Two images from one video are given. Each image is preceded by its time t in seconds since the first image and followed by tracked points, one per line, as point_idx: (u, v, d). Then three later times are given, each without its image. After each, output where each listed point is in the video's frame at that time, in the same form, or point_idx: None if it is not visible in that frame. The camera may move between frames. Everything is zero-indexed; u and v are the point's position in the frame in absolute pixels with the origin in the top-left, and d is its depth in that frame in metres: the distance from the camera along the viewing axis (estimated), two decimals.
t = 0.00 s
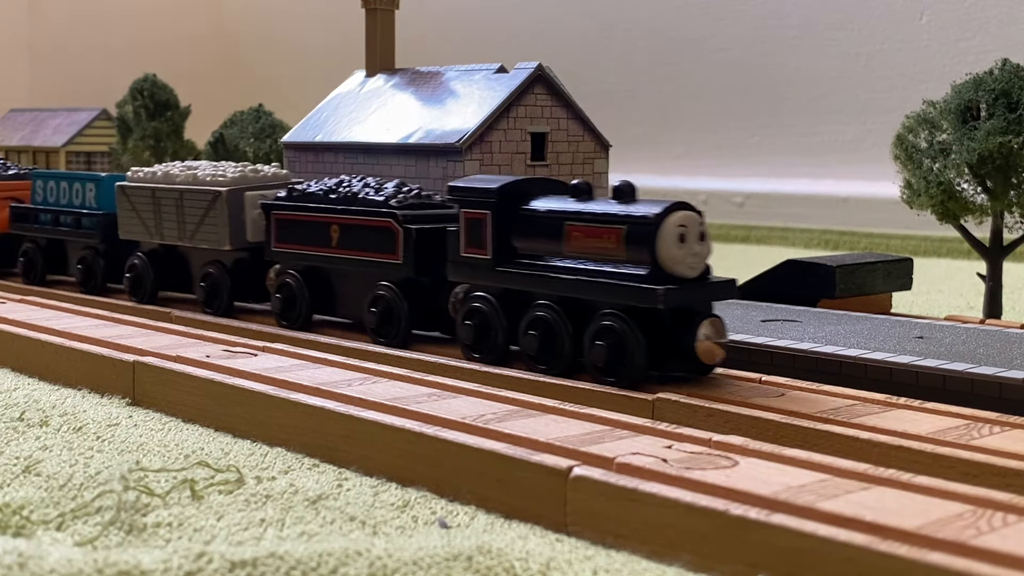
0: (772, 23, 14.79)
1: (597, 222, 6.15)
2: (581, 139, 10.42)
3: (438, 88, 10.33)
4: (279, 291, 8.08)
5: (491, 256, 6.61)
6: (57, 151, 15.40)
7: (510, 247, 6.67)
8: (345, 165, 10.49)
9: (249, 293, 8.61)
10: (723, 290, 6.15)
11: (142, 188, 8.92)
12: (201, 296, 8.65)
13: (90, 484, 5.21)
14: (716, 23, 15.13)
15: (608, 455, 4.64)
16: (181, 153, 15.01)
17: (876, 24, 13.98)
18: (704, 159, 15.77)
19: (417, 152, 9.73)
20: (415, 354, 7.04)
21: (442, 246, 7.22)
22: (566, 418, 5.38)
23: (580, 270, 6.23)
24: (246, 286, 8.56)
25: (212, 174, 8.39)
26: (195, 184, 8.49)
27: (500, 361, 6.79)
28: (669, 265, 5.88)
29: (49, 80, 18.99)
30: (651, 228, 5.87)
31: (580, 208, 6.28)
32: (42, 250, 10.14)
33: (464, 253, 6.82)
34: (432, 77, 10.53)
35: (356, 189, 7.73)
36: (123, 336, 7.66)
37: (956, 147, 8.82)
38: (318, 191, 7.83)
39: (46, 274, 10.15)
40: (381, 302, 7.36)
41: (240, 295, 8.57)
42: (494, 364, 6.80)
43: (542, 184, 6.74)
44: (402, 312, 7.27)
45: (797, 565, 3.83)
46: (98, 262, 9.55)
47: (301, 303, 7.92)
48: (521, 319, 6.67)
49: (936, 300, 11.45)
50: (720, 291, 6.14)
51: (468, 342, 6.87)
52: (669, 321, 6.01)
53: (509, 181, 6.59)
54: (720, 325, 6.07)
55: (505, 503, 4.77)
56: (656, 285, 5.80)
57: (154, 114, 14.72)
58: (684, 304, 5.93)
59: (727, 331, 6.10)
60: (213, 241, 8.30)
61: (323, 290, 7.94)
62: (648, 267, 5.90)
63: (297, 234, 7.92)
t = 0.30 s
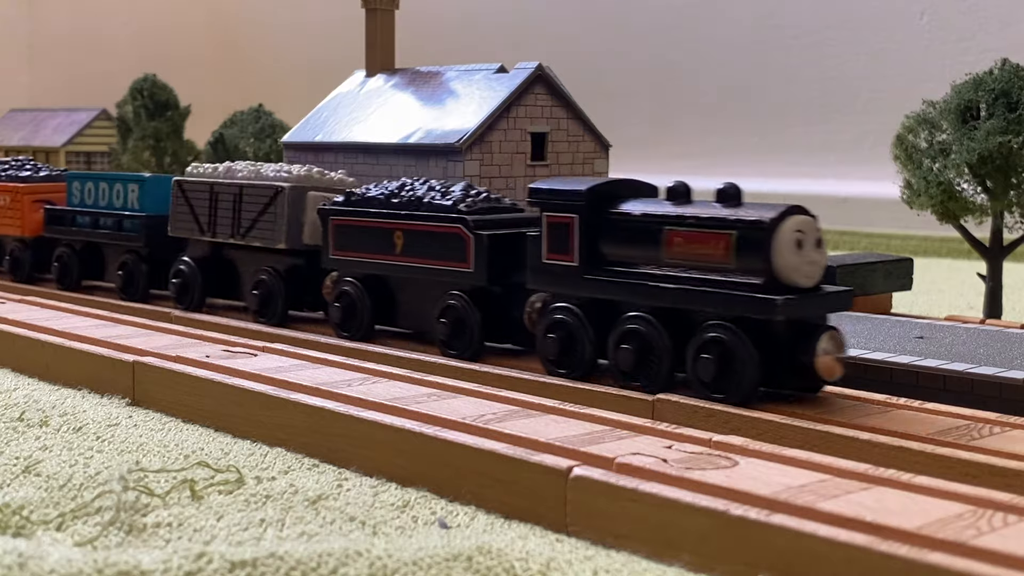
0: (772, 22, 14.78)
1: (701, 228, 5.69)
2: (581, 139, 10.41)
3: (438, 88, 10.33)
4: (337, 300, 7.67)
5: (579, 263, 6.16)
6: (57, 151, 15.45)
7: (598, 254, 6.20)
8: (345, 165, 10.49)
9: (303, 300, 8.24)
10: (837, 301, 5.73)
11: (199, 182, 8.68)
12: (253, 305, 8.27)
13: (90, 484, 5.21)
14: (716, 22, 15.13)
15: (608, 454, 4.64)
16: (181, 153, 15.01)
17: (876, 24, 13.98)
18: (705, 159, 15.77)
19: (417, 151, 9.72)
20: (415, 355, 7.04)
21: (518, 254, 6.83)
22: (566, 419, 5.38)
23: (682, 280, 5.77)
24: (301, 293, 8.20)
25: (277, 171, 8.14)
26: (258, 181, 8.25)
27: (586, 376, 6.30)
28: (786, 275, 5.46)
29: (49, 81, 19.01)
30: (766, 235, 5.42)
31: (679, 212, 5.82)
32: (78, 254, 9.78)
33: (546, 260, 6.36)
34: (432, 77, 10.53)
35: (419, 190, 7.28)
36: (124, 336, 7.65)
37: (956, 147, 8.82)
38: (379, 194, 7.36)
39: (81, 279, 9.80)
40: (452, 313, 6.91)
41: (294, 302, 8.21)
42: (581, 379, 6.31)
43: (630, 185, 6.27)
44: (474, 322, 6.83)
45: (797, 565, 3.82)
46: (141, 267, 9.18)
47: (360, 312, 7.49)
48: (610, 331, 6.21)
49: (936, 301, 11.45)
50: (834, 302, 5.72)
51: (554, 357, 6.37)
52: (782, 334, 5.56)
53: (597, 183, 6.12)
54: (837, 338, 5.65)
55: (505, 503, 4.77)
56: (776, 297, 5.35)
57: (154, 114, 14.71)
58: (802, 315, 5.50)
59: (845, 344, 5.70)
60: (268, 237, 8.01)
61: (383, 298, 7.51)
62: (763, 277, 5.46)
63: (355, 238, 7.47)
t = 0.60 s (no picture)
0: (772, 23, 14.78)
1: (815, 237, 5.25)
2: (581, 139, 10.41)
3: (438, 88, 10.33)
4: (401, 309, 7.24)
5: (674, 273, 5.72)
6: (57, 150, 15.46)
7: (694, 263, 5.76)
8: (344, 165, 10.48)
9: (360, 309, 7.84)
10: (967, 317, 5.22)
11: (241, 189, 8.27)
12: (308, 313, 7.87)
13: (90, 484, 5.21)
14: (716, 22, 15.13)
15: (608, 454, 4.64)
16: (181, 153, 15.01)
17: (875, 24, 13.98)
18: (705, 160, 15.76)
19: (416, 151, 9.71)
20: (415, 355, 7.03)
21: (604, 262, 6.39)
22: (567, 419, 5.38)
23: (793, 293, 5.33)
24: (357, 301, 7.81)
25: (327, 176, 7.74)
26: (307, 187, 7.83)
27: (684, 393, 5.83)
28: (910, 292, 5.02)
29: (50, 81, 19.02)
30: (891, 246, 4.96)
31: (788, 220, 5.37)
32: (115, 258, 9.46)
33: (636, 269, 5.92)
34: (432, 77, 10.54)
35: (491, 194, 6.87)
36: (123, 336, 7.65)
37: (956, 147, 8.81)
38: (449, 197, 6.96)
39: (121, 285, 9.46)
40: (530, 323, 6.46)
41: (352, 311, 7.82)
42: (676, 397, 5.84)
43: (730, 190, 5.83)
44: (555, 333, 6.37)
45: (797, 565, 3.82)
46: (184, 273, 8.83)
47: (427, 320, 7.06)
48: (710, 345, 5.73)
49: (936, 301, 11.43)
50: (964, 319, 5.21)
51: (648, 372, 5.90)
52: (906, 352, 5.05)
53: (695, 186, 5.68)
54: (968, 358, 5.12)
55: (505, 503, 4.77)
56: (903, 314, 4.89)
57: (154, 114, 14.71)
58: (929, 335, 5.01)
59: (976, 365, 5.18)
60: (323, 249, 7.64)
61: (450, 307, 7.09)
62: (887, 292, 5.00)
63: (423, 244, 7.06)
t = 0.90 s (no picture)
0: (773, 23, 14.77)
1: (959, 246, 4.78)
2: (580, 139, 10.40)
3: (438, 88, 10.33)
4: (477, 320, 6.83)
5: (793, 284, 5.30)
6: (56, 150, 15.46)
7: (815, 273, 5.32)
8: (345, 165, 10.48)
9: (429, 319, 7.47)
10: None
11: (298, 195, 7.82)
12: (375, 323, 7.47)
13: (90, 484, 5.21)
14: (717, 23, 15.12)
15: (608, 454, 4.64)
16: (181, 153, 15.01)
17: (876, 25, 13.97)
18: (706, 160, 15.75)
19: (417, 152, 9.72)
20: (415, 355, 7.04)
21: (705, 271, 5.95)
22: (567, 418, 5.38)
23: (930, 305, 4.87)
24: (425, 310, 7.43)
25: (394, 180, 7.32)
26: (371, 192, 7.40)
27: (802, 415, 5.40)
28: None
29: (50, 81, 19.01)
30: None
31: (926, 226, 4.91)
32: (161, 262, 9.20)
33: (749, 278, 5.50)
34: (432, 77, 10.54)
35: (576, 197, 6.40)
36: (123, 336, 7.65)
37: (956, 147, 8.82)
38: (529, 202, 6.50)
39: (168, 291, 9.20)
40: (627, 336, 6.02)
41: (420, 321, 7.44)
42: (797, 420, 5.40)
43: (853, 194, 5.38)
44: (653, 347, 5.90)
45: (797, 565, 3.82)
46: (238, 279, 8.52)
47: (507, 334, 6.64)
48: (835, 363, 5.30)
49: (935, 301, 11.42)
50: None
51: (764, 391, 5.46)
52: None
53: (816, 190, 5.22)
54: None
55: (505, 503, 4.77)
56: None
57: (154, 114, 14.71)
58: None
59: None
60: (390, 257, 7.22)
61: (530, 318, 6.67)
62: None
63: (501, 251, 6.63)
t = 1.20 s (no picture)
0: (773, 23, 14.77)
1: None
2: (580, 139, 10.39)
3: (438, 88, 10.33)
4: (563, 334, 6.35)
5: (930, 298, 4.86)
6: (57, 150, 15.47)
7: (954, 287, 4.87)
8: (344, 165, 10.47)
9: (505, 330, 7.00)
10: None
11: (364, 197, 7.44)
12: (447, 335, 7.05)
13: (90, 484, 5.21)
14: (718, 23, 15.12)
15: (608, 454, 4.64)
16: (181, 153, 15.02)
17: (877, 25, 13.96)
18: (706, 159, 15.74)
19: (416, 152, 9.72)
20: (416, 355, 7.04)
21: (819, 283, 5.50)
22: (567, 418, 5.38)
23: None
24: (502, 321, 6.98)
25: (470, 180, 6.92)
26: (444, 193, 7.02)
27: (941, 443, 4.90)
28: None
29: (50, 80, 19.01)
30: None
31: None
32: (211, 268, 8.82)
33: (878, 293, 5.07)
34: (432, 77, 10.54)
35: (674, 199, 5.98)
36: (124, 336, 7.65)
37: (957, 147, 8.81)
38: (623, 205, 6.02)
39: (217, 297, 8.81)
40: (735, 353, 5.55)
41: (496, 332, 6.99)
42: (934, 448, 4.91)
43: (995, 201, 4.94)
44: (764, 362, 5.44)
45: (797, 565, 3.82)
46: (292, 287, 8.14)
47: (596, 347, 6.15)
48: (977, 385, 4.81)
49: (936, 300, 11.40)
50: None
51: (897, 415, 4.98)
52: None
53: (955, 197, 4.81)
54: None
55: (505, 504, 4.77)
56: None
57: (154, 114, 14.71)
58: None
59: None
60: (466, 263, 6.84)
61: (623, 334, 6.19)
62: None
63: (589, 259, 6.20)
